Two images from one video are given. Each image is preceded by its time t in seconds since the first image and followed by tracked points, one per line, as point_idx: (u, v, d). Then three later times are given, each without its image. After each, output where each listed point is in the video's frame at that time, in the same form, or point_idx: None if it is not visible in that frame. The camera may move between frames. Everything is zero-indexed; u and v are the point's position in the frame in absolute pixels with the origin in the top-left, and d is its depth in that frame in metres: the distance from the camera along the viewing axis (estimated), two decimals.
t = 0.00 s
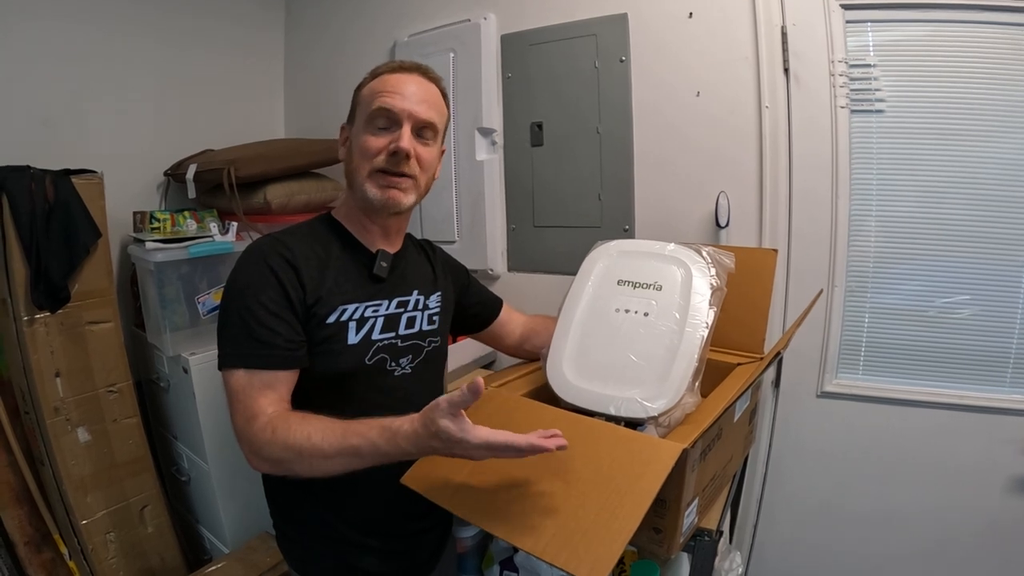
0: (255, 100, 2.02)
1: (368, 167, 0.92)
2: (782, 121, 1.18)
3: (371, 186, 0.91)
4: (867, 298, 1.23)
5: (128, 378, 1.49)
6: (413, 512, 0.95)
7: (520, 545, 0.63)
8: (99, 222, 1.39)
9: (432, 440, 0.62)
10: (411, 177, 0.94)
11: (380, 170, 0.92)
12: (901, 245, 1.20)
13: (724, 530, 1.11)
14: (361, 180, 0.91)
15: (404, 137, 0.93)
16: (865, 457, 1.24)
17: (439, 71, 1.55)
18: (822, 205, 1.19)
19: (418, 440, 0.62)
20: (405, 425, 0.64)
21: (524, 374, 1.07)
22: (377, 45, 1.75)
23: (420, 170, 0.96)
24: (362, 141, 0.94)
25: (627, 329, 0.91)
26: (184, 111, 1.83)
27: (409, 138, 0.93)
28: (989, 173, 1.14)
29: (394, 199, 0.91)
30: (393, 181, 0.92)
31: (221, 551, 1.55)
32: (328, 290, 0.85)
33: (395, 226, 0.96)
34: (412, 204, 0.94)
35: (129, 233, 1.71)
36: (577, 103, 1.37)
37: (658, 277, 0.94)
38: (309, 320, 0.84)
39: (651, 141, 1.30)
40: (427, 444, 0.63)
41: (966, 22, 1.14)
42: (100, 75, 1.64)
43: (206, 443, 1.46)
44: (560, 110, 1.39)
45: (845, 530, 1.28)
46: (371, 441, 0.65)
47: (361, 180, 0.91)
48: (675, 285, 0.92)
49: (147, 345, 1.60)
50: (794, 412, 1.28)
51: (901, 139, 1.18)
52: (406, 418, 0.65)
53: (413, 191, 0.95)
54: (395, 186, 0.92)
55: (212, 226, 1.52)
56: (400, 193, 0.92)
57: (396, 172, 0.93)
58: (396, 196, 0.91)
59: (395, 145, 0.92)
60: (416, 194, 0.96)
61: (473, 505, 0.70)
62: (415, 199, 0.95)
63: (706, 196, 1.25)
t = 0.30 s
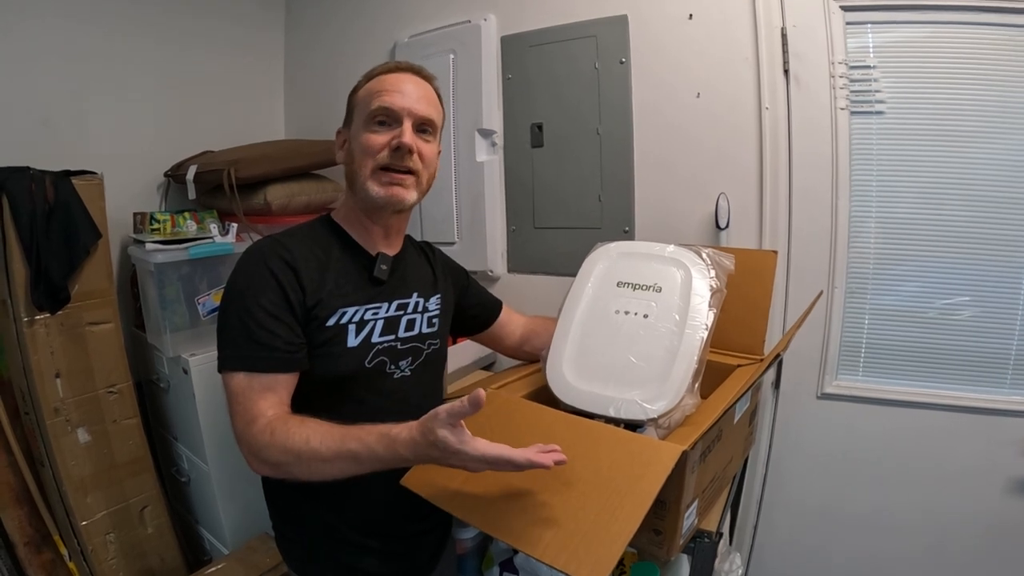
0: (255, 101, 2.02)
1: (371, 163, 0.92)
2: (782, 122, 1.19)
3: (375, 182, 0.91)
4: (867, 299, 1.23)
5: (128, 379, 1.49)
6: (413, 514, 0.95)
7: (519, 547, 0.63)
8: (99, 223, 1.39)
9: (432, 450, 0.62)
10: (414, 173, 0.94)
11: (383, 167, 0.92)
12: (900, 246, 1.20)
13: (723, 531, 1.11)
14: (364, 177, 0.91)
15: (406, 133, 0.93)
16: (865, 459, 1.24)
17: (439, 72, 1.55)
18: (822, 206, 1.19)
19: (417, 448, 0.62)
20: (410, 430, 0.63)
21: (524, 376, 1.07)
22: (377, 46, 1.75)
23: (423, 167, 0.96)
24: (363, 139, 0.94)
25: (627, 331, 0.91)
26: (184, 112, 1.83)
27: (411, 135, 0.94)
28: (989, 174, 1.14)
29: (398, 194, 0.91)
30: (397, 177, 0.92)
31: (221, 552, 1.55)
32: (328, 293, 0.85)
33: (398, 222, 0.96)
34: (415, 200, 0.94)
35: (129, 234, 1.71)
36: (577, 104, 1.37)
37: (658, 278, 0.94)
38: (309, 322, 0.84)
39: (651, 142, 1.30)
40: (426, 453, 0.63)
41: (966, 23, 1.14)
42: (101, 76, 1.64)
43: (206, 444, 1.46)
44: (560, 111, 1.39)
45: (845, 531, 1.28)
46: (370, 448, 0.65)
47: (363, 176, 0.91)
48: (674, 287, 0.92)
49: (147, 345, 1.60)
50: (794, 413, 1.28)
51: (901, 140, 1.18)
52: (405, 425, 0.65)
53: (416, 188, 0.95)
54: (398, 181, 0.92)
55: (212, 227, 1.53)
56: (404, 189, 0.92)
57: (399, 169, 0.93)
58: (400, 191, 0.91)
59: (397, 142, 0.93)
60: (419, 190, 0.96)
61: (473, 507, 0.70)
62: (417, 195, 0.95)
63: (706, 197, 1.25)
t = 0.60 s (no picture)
0: (255, 101, 2.02)
1: (370, 164, 0.92)
2: (781, 123, 1.19)
3: (375, 183, 0.91)
4: (866, 298, 1.23)
5: (128, 380, 1.49)
6: (413, 515, 0.95)
7: (519, 547, 0.63)
8: (99, 224, 1.40)
9: (434, 452, 0.62)
10: (414, 173, 0.94)
11: (383, 168, 0.92)
12: (899, 245, 1.20)
13: (723, 532, 1.11)
14: (364, 177, 0.91)
15: (405, 134, 0.93)
16: (864, 459, 1.24)
17: (438, 73, 1.55)
18: (821, 206, 1.20)
19: (419, 449, 0.62)
20: (412, 431, 0.64)
21: (523, 377, 1.07)
22: (376, 47, 1.75)
23: (422, 168, 0.96)
24: (362, 140, 0.94)
25: (626, 332, 0.91)
26: (184, 113, 1.83)
27: (410, 135, 0.94)
28: (988, 174, 1.14)
29: (399, 195, 0.91)
30: (397, 178, 0.92)
31: (221, 553, 1.55)
32: (328, 295, 0.85)
33: (398, 223, 0.96)
34: (415, 201, 0.95)
35: (129, 236, 1.71)
36: (577, 105, 1.37)
37: (657, 279, 0.94)
38: (309, 324, 0.84)
39: (651, 142, 1.30)
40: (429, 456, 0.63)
41: (965, 23, 1.14)
42: (101, 78, 1.65)
43: (205, 445, 1.46)
44: (560, 112, 1.39)
45: (844, 531, 1.28)
46: (371, 449, 0.65)
47: (363, 177, 0.91)
48: (673, 287, 0.92)
49: (147, 347, 1.60)
50: (793, 413, 1.28)
51: (900, 140, 1.18)
52: (408, 427, 0.65)
53: (416, 188, 0.95)
54: (398, 182, 0.92)
55: (212, 229, 1.53)
56: (404, 190, 0.92)
57: (399, 170, 0.93)
58: (401, 191, 0.92)
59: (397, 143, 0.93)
60: (418, 191, 0.96)
61: (472, 507, 0.70)
62: (417, 196, 0.96)
63: (706, 197, 1.25)
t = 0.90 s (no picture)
0: (256, 101, 2.02)
1: (395, 169, 0.91)
2: (781, 122, 1.19)
3: (399, 189, 0.91)
4: (867, 297, 1.23)
5: (129, 379, 1.49)
6: (414, 514, 0.95)
7: (519, 546, 0.63)
8: (99, 224, 1.39)
9: (443, 407, 0.64)
10: (430, 181, 0.98)
11: (408, 174, 0.93)
12: (900, 244, 1.20)
13: (723, 531, 1.11)
14: (388, 182, 0.90)
15: (431, 143, 0.95)
16: (865, 458, 1.24)
17: (438, 72, 1.55)
18: (821, 205, 1.19)
19: (430, 408, 0.65)
20: (414, 408, 0.66)
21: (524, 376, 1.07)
22: (376, 46, 1.75)
23: (436, 175, 0.98)
24: (387, 141, 0.92)
25: (627, 330, 0.91)
26: (184, 112, 1.83)
27: (434, 144, 0.96)
28: (989, 172, 1.14)
29: (420, 204, 0.93)
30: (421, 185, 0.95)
31: (221, 553, 1.55)
32: (328, 292, 0.85)
33: (400, 228, 0.98)
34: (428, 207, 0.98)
35: (130, 235, 1.71)
36: (577, 104, 1.37)
37: (657, 278, 0.94)
38: (309, 322, 0.84)
39: (651, 141, 1.30)
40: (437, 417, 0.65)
41: (964, 22, 1.14)
42: (101, 77, 1.65)
43: (206, 445, 1.46)
44: (560, 111, 1.39)
45: (845, 530, 1.28)
46: (381, 420, 0.66)
47: (387, 181, 0.90)
48: (674, 286, 0.92)
49: (147, 347, 1.60)
50: (794, 412, 1.28)
51: (900, 139, 1.18)
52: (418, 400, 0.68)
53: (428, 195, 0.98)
54: (421, 190, 0.95)
55: (212, 229, 1.53)
56: (426, 198, 0.95)
57: (420, 177, 0.95)
58: (424, 199, 0.94)
59: (421, 152, 0.94)
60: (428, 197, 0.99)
61: (472, 506, 0.70)
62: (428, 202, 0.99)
63: (706, 197, 1.25)
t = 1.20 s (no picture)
0: (256, 101, 2.02)
1: (409, 179, 0.91)
2: (781, 121, 1.19)
3: (410, 199, 0.91)
4: (867, 296, 1.23)
5: (129, 379, 1.49)
6: (414, 513, 0.95)
7: (519, 545, 0.63)
8: (99, 224, 1.39)
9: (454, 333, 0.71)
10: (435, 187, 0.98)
11: (419, 182, 0.93)
12: (900, 243, 1.20)
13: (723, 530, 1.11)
14: (401, 191, 0.90)
15: (444, 152, 0.94)
16: (865, 457, 1.24)
17: (438, 71, 1.55)
18: (821, 204, 1.19)
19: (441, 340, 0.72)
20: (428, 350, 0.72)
21: (524, 376, 1.07)
22: (376, 46, 1.75)
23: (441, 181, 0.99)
24: (403, 148, 0.90)
25: (626, 329, 0.91)
26: (184, 112, 1.83)
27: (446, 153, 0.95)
28: (988, 171, 1.14)
29: (429, 214, 0.94)
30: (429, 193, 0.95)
31: (222, 553, 1.55)
32: (330, 288, 0.85)
33: (401, 231, 0.98)
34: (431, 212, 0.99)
35: (130, 235, 1.71)
36: (577, 104, 1.37)
37: (657, 277, 0.94)
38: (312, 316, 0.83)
39: (651, 140, 1.30)
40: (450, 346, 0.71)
41: (964, 21, 1.14)
42: (101, 77, 1.65)
43: (206, 445, 1.46)
44: (560, 111, 1.39)
45: (845, 528, 1.28)
46: (398, 370, 0.70)
47: (400, 189, 0.90)
48: (674, 285, 0.92)
49: (147, 346, 1.60)
50: (794, 411, 1.28)
51: (900, 138, 1.18)
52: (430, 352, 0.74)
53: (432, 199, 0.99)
54: (429, 198, 0.95)
55: (212, 228, 1.53)
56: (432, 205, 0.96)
57: (428, 183, 0.95)
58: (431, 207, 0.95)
59: (434, 161, 0.93)
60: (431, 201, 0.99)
61: (472, 505, 0.70)
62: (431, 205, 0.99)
63: (706, 196, 1.25)
